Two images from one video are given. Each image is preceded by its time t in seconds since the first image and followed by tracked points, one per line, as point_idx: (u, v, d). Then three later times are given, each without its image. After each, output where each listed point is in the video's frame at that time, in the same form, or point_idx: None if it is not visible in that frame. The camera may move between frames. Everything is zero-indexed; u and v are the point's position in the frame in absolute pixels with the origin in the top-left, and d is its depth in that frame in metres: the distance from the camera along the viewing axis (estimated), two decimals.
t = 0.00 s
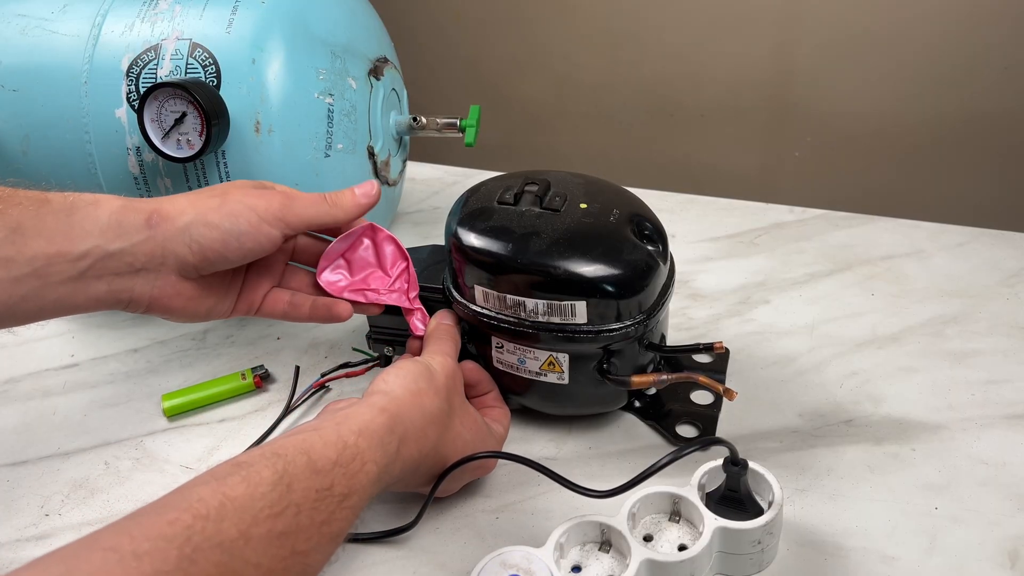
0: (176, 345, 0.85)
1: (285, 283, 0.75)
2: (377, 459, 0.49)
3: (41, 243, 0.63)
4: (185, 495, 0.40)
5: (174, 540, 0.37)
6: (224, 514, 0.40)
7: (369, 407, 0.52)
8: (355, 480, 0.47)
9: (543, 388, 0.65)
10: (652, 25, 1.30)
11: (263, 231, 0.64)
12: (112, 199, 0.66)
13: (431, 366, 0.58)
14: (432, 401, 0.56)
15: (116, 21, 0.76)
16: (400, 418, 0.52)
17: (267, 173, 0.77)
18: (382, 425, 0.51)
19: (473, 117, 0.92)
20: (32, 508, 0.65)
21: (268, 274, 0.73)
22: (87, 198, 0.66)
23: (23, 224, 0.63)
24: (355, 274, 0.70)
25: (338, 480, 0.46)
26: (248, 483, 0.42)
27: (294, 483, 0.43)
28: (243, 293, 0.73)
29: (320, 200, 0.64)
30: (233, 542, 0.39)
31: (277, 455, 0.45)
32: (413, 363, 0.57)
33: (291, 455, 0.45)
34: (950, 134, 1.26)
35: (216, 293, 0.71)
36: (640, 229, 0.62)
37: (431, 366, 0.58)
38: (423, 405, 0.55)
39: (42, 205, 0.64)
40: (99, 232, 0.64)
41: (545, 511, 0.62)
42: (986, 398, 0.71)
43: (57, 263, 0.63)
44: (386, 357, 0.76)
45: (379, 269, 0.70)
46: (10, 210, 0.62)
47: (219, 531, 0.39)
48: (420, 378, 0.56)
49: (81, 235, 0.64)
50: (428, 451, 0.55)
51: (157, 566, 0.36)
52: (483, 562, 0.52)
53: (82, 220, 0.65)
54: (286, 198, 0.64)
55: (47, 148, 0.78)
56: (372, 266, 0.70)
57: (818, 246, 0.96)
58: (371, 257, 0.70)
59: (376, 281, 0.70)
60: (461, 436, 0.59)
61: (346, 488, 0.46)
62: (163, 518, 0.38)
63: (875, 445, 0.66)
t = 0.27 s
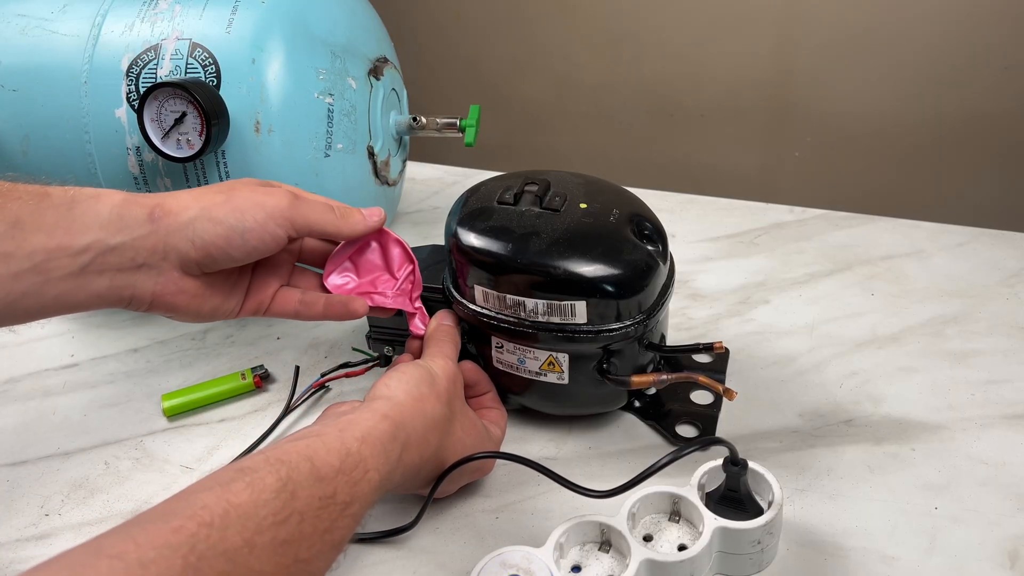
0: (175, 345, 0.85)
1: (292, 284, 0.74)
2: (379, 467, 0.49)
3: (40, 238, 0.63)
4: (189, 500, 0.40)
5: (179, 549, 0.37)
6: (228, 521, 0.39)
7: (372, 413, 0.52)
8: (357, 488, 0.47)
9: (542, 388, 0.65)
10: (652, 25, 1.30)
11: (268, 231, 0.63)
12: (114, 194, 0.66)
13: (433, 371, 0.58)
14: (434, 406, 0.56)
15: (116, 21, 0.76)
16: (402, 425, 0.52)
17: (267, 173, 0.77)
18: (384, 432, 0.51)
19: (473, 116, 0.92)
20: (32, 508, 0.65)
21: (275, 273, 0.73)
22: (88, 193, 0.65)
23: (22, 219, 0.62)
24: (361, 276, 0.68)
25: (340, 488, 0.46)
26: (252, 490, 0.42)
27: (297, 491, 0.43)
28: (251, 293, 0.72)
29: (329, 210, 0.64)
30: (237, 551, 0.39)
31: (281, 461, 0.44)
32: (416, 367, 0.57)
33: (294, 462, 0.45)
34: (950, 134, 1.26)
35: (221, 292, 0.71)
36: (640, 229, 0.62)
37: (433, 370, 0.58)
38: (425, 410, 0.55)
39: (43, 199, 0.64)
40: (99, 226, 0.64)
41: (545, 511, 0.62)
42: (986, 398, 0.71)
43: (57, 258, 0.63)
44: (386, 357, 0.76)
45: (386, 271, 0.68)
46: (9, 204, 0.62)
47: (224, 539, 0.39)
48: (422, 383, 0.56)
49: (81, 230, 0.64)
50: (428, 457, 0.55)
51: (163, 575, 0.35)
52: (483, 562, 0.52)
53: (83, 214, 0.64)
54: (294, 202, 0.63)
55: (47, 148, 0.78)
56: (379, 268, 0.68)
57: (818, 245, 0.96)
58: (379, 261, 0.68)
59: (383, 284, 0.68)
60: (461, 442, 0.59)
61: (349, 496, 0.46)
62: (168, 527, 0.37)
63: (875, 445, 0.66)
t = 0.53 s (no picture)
0: (175, 345, 0.85)
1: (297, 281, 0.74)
2: (380, 475, 0.49)
3: (42, 223, 0.62)
4: (191, 508, 0.39)
5: (182, 559, 0.37)
6: (231, 531, 0.39)
7: (373, 421, 0.52)
8: (358, 497, 0.47)
9: (542, 388, 0.65)
10: (652, 25, 1.30)
11: (272, 207, 0.64)
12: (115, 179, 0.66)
13: (433, 377, 0.58)
14: (433, 413, 0.56)
15: (116, 21, 0.76)
16: (402, 433, 0.53)
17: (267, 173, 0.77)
18: (385, 440, 0.51)
19: (473, 116, 0.92)
20: (32, 508, 0.65)
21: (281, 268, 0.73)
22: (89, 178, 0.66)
23: (23, 203, 0.62)
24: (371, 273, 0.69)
25: (341, 497, 0.46)
26: (254, 498, 0.42)
27: (299, 500, 0.43)
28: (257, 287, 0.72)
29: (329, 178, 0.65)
30: (240, 561, 0.39)
31: (283, 469, 0.44)
32: (416, 373, 0.58)
33: (296, 470, 0.45)
34: (950, 134, 1.26)
35: (225, 282, 0.70)
36: (640, 229, 0.62)
37: (433, 376, 0.58)
38: (425, 418, 0.55)
39: (44, 184, 0.64)
40: (100, 209, 0.64)
41: (545, 511, 0.62)
42: (986, 398, 0.71)
43: (59, 242, 0.63)
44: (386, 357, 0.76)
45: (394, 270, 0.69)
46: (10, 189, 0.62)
47: (226, 549, 0.39)
48: (422, 390, 0.56)
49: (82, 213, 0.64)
50: (427, 464, 0.55)
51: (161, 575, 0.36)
52: (483, 562, 0.52)
53: (84, 198, 0.64)
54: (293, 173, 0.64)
55: (47, 148, 0.78)
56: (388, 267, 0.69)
57: (818, 245, 0.96)
58: (387, 260, 0.69)
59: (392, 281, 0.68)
60: (460, 447, 0.59)
61: (349, 505, 0.46)
62: (171, 535, 0.37)
63: (875, 445, 0.66)
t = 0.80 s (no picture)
0: (175, 345, 0.85)
1: (299, 280, 0.74)
2: (380, 482, 0.49)
3: (48, 217, 0.61)
4: (194, 514, 0.39)
5: (186, 566, 0.37)
6: (234, 539, 0.39)
7: (374, 426, 0.52)
8: (358, 505, 0.47)
9: (542, 388, 0.65)
10: (652, 25, 1.30)
11: (277, 187, 0.64)
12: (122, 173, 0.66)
13: (433, 381, 0.58)
14: (433, 418, 0.56)
15: (116, 21, 0.76)
16: (403, 438, 0.52)
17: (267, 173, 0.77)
18: (385, 447, 0.51)
19: (473, 116, 0.92)
20: (32, 508, 0.65)
21: (282, 268, 0.73)
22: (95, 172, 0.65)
23: (29, 198, 0.61)
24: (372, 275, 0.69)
25: (342, 505, 0.46)
26: (257, 505, 0.42)
27: (301, 508, 0.43)
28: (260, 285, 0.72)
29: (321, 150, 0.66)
30: (243, 569, 0.39)
31: (285, 475, 0.44)
32: (417, 378, 0.57)
33: (298, 477, 0.45)
34: (950, 134, 1.26)
35: (228, 278, 0.70)
36: (640, 229, 0.62)
37: (433, 380, 0.58)
38: (425, 423, 0.55)
39: (49, 177, 0.63)
40: (107, 204, 0.64)
41: (545, 511, 0.62)
42: (986, 398, 0.71)
43: (66, 237, 0.62)
44: (386, 357, 0.76)
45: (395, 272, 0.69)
46: (15, 183, 0.61)
47: (230, 557, 0.39)
48: (423, 394, 0.56)
49: (89, 208, 0.63)
50: (425, 468, 0.55)
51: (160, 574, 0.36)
52: (483, 561, 0.52)
53: (89, 192, 0.64)
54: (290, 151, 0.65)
55: (47, 148, 0.78)
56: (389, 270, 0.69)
57: (818, 245, 0.96)
58: (389, 262, 0.69)
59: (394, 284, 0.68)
60: (459, 453, 0.59)
61: (350, 513, 0.46)
62: (174, 543, 0.37)
63: (875, 445, 0.66)
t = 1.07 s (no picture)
0: (175, 345, 0.85)
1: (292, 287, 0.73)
2: (380, 481, 0.49)
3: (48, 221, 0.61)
4: (194, 514, 0.40)
5: (186, 566, 0.37)
6: (234, 538, 0.39)
7: (373, 425, 0.52)
8: (357, 504, 0.47)
9: (542, 388, 0.65)
10: (652, 25, 1.30)
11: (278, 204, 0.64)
12: (125, 209, 0.54)
13: (432, 380, 0.58)
14: (433, 417, 0.56)
15: (116, 21, 0.76)
16: (402, 437, 0.53)
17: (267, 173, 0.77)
18: (385, 446, 0.51)
19: (473, 116, 0.92)
20: (32, 507, 0.65)
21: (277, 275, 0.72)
22: (101, 205, 0.54)
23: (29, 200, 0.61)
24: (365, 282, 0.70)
25: (341, 504, 0.46)
26: (257, 504, 0.42)
27: (301, 507, 0.43)
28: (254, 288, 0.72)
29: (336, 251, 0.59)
30: (243, 569, 0.39)
31: (284, 475, 0.44)
32: (417, 377, 0.57)
33: (297, 476, 0.45)
34: (950, 134, 1.26)
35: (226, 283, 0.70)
36: (640, 229, 0.62)
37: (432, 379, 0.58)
38: (424, 422, 0.55)
39: (50, 213, 0.54)
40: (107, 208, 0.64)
41: (545, 511, 0.62)
42: (986, 398, 0.71)
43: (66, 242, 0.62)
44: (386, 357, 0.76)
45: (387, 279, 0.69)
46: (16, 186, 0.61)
47: (230, 557, 0.39)
48: (422, 394, 0.56)
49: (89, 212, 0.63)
50: (425, 468, 0.55)
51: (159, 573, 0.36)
52: (483, 561, 0.52)
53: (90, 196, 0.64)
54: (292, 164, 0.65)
55: (47, 148, 0.78)
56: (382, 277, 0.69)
57: (818, 245, 0.96)
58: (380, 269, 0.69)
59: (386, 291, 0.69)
60: (459, 454, 0.59)
61: (349, 512, 0.46)
62: (174, 543, 0.37)
63: (875, 444, 0.66)
